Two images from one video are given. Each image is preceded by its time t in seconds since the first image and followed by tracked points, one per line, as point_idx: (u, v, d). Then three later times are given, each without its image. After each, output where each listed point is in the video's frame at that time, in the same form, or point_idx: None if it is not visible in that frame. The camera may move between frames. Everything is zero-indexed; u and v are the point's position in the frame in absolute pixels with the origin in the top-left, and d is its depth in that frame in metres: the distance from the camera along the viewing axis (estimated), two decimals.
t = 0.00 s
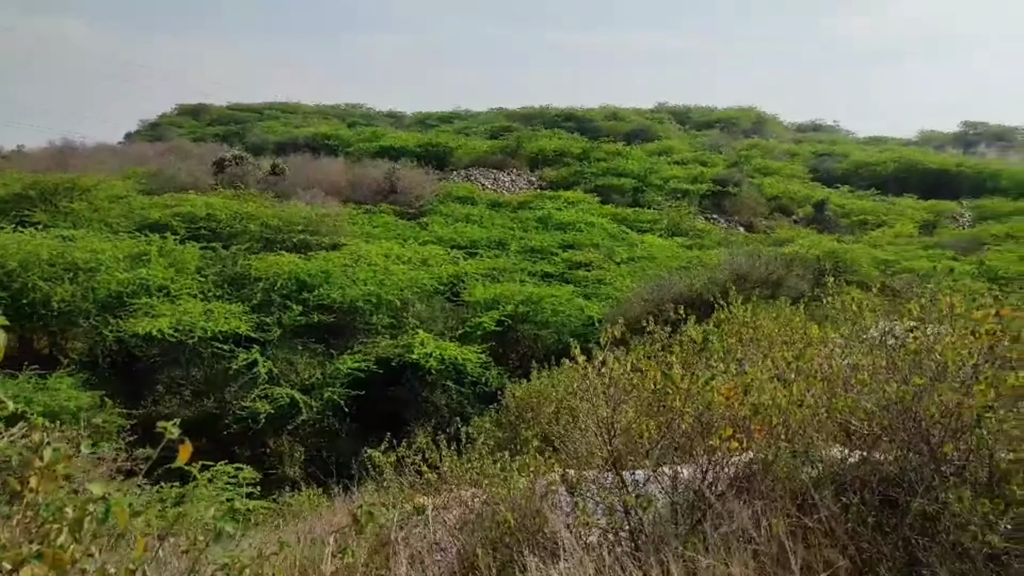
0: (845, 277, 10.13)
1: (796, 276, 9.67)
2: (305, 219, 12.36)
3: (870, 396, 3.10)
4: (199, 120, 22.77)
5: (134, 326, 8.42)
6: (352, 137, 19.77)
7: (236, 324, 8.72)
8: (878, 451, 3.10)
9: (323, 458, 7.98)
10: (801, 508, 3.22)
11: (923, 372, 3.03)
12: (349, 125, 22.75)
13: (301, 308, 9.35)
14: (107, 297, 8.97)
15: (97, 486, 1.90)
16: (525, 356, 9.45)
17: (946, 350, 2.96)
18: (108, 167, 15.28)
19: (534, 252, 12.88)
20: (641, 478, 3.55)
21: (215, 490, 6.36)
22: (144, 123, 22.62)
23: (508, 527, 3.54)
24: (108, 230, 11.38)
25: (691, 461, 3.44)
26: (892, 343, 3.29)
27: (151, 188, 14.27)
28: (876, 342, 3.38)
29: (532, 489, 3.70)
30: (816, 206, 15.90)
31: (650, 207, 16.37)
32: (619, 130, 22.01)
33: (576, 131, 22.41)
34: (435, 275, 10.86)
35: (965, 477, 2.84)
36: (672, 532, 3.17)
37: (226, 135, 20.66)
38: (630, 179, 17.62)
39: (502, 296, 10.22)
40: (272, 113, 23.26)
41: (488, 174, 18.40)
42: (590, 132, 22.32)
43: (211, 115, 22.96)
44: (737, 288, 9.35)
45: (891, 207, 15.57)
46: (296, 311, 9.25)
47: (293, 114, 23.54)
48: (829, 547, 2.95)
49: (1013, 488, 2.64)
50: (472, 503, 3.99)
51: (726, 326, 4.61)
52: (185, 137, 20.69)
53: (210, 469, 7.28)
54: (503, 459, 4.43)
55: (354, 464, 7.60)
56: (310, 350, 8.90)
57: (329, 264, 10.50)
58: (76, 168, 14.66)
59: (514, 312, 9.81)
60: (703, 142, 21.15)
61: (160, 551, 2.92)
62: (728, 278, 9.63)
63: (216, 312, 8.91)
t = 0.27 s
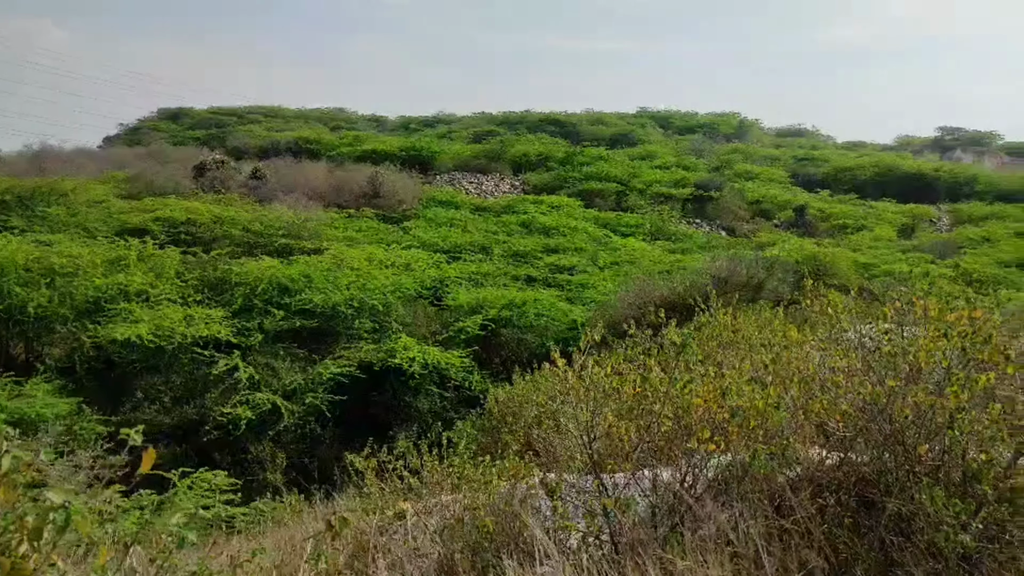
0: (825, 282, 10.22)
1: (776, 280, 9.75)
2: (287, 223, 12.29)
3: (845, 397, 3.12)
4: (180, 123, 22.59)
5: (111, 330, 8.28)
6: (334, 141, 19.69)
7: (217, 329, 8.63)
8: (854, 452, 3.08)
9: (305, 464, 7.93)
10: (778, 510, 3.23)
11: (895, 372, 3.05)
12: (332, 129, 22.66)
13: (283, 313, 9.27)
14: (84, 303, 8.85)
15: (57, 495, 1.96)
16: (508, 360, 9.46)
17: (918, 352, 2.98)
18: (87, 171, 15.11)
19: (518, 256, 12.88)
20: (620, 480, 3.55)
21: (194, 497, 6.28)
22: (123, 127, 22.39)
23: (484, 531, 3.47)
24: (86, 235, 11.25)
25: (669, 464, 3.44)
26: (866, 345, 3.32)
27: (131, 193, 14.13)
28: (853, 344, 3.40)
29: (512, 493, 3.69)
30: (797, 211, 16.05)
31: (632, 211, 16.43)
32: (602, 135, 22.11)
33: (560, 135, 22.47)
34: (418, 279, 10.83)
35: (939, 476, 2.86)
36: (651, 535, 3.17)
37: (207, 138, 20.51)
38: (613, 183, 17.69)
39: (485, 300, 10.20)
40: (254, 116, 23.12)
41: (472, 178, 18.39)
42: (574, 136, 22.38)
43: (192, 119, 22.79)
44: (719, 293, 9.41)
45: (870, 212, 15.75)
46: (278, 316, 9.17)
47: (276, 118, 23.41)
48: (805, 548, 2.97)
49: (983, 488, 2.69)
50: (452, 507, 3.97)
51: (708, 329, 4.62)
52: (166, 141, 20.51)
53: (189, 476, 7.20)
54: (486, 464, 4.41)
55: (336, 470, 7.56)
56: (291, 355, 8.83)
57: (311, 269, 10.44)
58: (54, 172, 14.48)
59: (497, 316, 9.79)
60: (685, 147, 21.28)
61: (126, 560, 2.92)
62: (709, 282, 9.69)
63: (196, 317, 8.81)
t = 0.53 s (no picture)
0: (796, 281, 10.35)
1: (750, 280, 9.85)
2: (261, 226, 12.18)
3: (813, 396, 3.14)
4: (152, 125, 22.29)
5: (81, 337, 8.17)
6: (309, 143, 19.54)
7: (189, 334, 8.53)
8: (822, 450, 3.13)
9: (280, 470, 7.81)
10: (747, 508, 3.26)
11: (860, 371, 3.07)
12: (307, 131, 22.50)
13: (257, 317, 9.18)
14: (52, 308, 8.70)
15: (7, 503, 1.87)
16: (486, 362, 9.39)
17: (883, 351, 3.00)
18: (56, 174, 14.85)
19: (495, 258, 12.88)
20: (595, 481, 3.60)
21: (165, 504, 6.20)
22: (94, 128, 22.05)
23: (457, 534, 3.44)
24: (55, 238, 11.06)
25: (641, 464, 3.44)
26: (834, 344, 3.37)
27: (101, 195, 13.91)
28: (822, 343, 3.43)
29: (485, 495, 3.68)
30: (770, 212, 16.24)
31: (609, 212, 16.49)
32: (579, 137, 22.19)
33: (536, 137, 22.52)
34: (394, 282, 10.78)
35: (905, 473, 2.89)
36: (622, 536, 3.18)
37: (180, 140, 20.26)
38: (590, 185, 17.76)
39: (462, 302, 10.18)
40: (228, 118, 22.89)
41: (449, 180, 18.36)
42: (550, 138, 22.45)
43: (165, 120, 22.50)
44: (693, 293, 9.47)
45: (841, 213, 15.98)
46: (252, 320, 9.07)
47: (250, 119, 23.20)
48: (774, 546, 3.00)
49: (946, 484, 2.74)
50: (425, 509, 3.95)
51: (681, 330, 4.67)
52: (137, 142, 20.23)
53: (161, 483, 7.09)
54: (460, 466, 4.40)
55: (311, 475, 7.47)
56: (266, 359, 8.74)
57: (285, 272, 10.34)
58: (22, 175, 14.22)
59: (475, 318, 9.80)
60: (661, 149, 21.44)
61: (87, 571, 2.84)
62: (683, 283, 9.76)
63: (168, 322, 8.70)
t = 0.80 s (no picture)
0: (758, 277, 10.50)
1: (713, 276, 9.97)
2: (222, 227, 11.99)
3: (769, 390, 3.19)
4: (108, 124, 21.77)
5: (36, 341, 7.95)
6: (272, 142, 19.28)
7: (148, 337, 8.35)
8: (780, 442, 3.19)
9: (244, 474, 7.70)
10: (706, 501, 3.31)
11: (816, 365, 3.13)
12: (269, 129, 22.18)
13: (218, 319, 9.03)
14: (4, 312, 8.45)
15: None
16: (453, 361, 9.36)
17: (837, 344, 3.03)
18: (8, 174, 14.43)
19: (461, 257, 12.85)
20: (558, 477, 3.62)
21: (124, 512, 6.08)
22: (47, 127, 21.45)
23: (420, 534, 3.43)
24: (6, 241, 10.74)
25: (602, 460, 3.47)
26: (790, 337, 3.42)
27: (55, 196, 13.55)
28: (778, 336, 3.48)
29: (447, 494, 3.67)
30: (733, 209, 16.47)
31: (575, 210, 16.56)
32: (544, 135, 22.26)
33: (502, 135, 22.52)
34: (359, 281, 10.69)
35: (858, 463, 2.95)
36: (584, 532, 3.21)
37: (137, 139, 19.82)
38: (555, 183, 17.82)
39: (429, 301, 10.13)
40: (188, 116, 22.46)
41: (414, 178, 18.26)
42: (516, 136, 22.46)
43: (122, 119, 21.99)
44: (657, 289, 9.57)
45: (802, 209, 16.27)
46: (213, 322, 8.92)
47: (211, 118, 22.80)
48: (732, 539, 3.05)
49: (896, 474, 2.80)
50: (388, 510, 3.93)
51: (645, 325, 4.71)
52: (93, 141, 19.74)
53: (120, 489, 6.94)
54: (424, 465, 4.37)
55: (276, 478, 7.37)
56: (228, 362, 8.60)
57: (247, 273, 10.19)
58: None
59: (442, 317, 9.77)
60: (626, 147, 21.60)
61: None
62: (648, 280, 9.84)
63: (127, 325, 8.51)
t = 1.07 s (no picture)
0: (714, 278, 10.68)
1: (671, 277, 10.09)
2: (175, 231, 11.73)
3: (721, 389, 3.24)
4: (54, 126, 21.12)
5: None
6: (226, 144, 18.92)
7: (98, 345, 8.11)
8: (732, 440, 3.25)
9: (199, 483, 7.55)
10: (661, 500, 3.35)
11: (766, 364, 3.19)
12: (223, 132, 21.77)
13: (171, 325, 8.82)
14: None
15: None
16: (413, 364, 9.31)
17: (785, 343, 3.10)
18: None
19: (421, 260, 12.78)
20: (514, 480, 3.62)
21: (71, 526, 5.89)
22: None
23: (375, 542, 3.39)
24: None
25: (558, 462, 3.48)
26: (741, 335, 3.47)
27: None
28: (729, 335, 3.54)
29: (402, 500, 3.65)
30: (691, 210, 16.71)
31: (534, 212, 16.61)
32: (504, 137, 22.29)
33: (462, 138, 22.49)
34: (317, 285, 10.57)
35: (806, 460, 3.02)
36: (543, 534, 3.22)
37: (85, 141, 19.26)
38: (515, 185, 17.84)
39: (388, 305, 10.05)
40: (138, 118, 21.92)
41: (373, 181, 18.11)
42: (475, 139, 22.46)
43: (68, 121, 21.36)
44: (615, 291, 9.65)
45: (757, 211, 16.59)
46: (166, 328, 8.71)
47: (162, 120, 22.28)
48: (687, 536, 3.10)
49: (843, 470, 2.88)
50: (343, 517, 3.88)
51: (603, 328, 4.75)
52: (38, 144, 19.12)
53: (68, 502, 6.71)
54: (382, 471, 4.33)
55: (233, 487, 7.24)
56: (182, 369, 8.41)
57: (202, 278, 9.99)
58: None
59: (402, 321, 9.70)
60: (585, 150, 21.77)
61: None
62: (607, 282, 9.91)
63: (75, 333, 8.25)
